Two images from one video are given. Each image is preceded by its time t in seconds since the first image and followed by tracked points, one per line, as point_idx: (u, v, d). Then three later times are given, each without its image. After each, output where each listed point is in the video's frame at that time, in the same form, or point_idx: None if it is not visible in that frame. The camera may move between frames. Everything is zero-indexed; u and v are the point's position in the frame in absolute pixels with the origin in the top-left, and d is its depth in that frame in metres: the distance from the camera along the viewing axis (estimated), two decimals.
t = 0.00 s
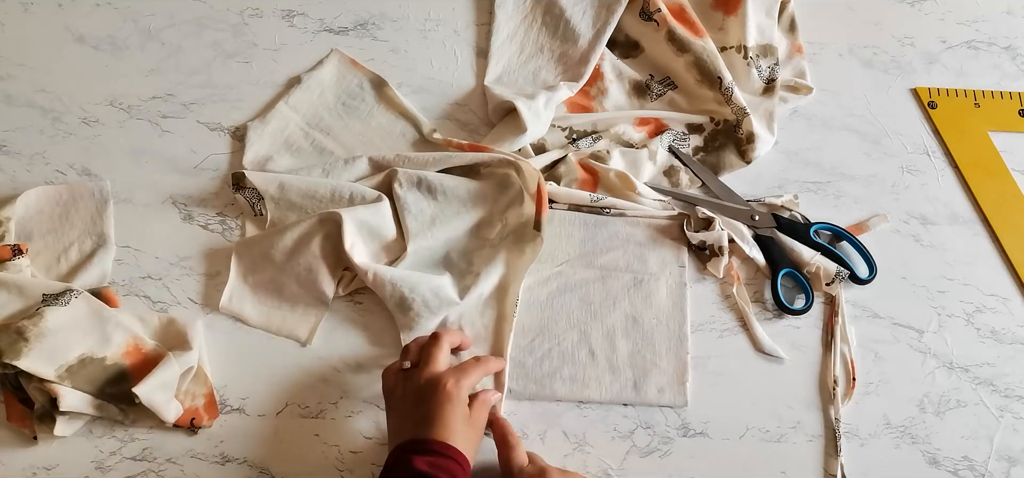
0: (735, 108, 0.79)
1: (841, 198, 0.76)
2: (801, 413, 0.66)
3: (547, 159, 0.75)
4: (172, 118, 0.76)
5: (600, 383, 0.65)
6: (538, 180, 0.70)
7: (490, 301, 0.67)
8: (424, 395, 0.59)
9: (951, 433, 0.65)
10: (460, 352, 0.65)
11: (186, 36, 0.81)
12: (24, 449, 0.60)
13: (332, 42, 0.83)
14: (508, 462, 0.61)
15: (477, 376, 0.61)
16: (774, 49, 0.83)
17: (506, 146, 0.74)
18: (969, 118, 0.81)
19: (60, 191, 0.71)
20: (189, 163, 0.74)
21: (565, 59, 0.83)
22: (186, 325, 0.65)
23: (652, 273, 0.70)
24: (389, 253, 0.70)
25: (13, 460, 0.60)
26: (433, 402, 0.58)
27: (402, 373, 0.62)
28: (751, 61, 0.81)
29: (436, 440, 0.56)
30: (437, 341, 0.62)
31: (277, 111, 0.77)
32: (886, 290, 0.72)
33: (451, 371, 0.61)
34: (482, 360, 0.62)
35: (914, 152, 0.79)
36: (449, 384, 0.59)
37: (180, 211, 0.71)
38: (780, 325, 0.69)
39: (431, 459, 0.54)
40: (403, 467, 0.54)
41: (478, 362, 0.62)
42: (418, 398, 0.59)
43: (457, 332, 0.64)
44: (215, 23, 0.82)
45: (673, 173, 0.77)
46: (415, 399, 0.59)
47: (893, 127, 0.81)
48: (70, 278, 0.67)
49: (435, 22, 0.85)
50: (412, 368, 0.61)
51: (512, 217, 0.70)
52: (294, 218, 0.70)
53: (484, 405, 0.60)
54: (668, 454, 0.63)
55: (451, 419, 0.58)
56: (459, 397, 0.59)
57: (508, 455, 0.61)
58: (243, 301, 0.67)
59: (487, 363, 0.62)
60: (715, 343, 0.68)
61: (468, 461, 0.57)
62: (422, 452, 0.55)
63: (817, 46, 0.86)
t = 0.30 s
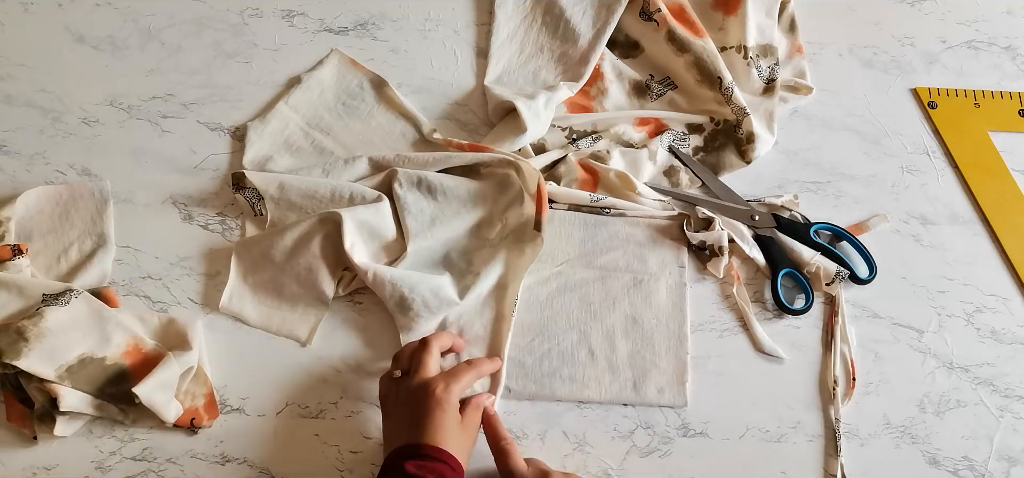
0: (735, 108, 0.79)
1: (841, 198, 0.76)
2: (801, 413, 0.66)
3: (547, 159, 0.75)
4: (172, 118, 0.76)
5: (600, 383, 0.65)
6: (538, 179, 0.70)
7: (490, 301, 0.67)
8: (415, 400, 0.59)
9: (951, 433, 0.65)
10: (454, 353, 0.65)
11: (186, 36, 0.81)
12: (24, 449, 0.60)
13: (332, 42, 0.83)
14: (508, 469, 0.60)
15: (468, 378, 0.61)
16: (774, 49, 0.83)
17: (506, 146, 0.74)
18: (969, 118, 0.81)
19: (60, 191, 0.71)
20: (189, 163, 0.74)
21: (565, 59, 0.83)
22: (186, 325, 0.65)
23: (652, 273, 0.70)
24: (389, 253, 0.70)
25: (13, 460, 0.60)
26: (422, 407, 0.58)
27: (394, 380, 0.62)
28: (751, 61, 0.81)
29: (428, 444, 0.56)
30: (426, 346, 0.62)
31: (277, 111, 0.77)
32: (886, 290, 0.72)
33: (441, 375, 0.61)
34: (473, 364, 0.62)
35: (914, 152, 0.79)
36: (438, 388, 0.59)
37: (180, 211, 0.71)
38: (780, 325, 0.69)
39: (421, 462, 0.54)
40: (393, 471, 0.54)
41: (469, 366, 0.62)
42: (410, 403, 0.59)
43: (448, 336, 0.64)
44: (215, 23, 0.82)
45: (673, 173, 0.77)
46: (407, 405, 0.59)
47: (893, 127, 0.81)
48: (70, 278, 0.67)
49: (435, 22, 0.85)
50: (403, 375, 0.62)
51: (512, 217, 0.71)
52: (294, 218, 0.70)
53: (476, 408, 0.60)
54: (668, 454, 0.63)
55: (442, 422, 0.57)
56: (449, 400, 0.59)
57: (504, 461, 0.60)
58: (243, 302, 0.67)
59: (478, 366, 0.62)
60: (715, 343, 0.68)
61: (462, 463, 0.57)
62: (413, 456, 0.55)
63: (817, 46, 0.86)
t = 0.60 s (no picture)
0: (735, 108, 0.78)
1: (841, 198, 0.76)
2: (801, 413, 0.66)
3: (547, 159, 0.75)
4: (172, 118, 0.76)
5: (600, 383, 0.65)
6: (538, 179, 0.70)
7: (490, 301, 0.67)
8: (412, 403, 0.59)
9: (951, 433, 0.65)
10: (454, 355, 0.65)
11: (186, 36, 0.81)
12: (24, 450, 0.60)
13: (332, 42, 0.83)
14: (511, 460, 0.61)
15: (467, 385, 0.61)
16: (774, 49, 0.83)
17: (506, 146, 0.74)
18: (969, 118, 0.81)
19: (60, 191, 0.71)
20: (189, 163, 0.74)
21: (565, 59, 0.83)
22: (186, 325, 0.65)
23: (652, 273, 0.70)
24: (389, 253, 0.70)
25: (13, 460, 0.60)
26: (420, 411, 0.58)
27: (393, 382, 0.62)
28: (751, 61, 0.81)
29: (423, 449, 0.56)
30: (426, 350, 0.62)
31: (277, 111, 0.77)
32: (886, 290, 0.72)
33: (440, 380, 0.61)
34: (472, 370, 0.62)
35: (914, 152, 0.79)
36: (437, 394, 0.60)
37: (180, 211, 0.71)
38: (780, 325, 0.69)
39: (415, 466, 0.55)
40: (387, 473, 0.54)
41: (469, 372, 0.62)
42: (408, 406, 0.59)
43: (448, 340, 0.64)
44: (215, 23, 0.82)
45: (673, 173, 0.77)
46: (404, 408, 0.60)
47: (893, 127, 0.81)
48: (70, 278, 0.67)
49: (435, 22, 0.85)
50: (402, 378, 0.62)
51: (512, 216, 0.71)
52: (294, 218, 0.70)
53: (463, 412, 0.62)
54: (668, 454, 0.63)
55: (438, 427, 0.58)
56: (447, 406, 0.59)
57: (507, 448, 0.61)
58: (243, 302, 0.67)
59: (477, 371, 0.62)
60: (715, 343, 0.68)
61: (455, 469, 0.57)
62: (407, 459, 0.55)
63: (817, 47, 0.86)
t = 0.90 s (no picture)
0: (736, 108, 0.78)
1: (841, 198, 0.76)
2: (801, 413, 0.66)
3: (548, 159, 0.75)
4: (172, 118, 0.76)
5: (600, 383, 0.65)
6: (538, 179, 0.70)
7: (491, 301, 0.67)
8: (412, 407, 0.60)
9: (951, 433, 0.65)
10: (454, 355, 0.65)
11: (186, 36, 0.81)
12: (24, 450, 0.60)
13: (332, 42, 0.83)
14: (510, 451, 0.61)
15: (467, 387, 0.61)
16: (774, 49, 0.83)
17: (506, 146, 0.74)
18: (969, 118, 0.81)
19: (60, 191, 0.71)
20: (189, 163, 0.74)
21: (565, 59, 0.83)
22: (186, 325, 0.65)
23: (652, 273, 0.70)
24: (389, 253, 0.70)
25: (13, 460, 0.60)
26: (419, 415, 0.59)
27: (393, 384, 0.62)
28: (751, 61, 0.81)
29: (422, 453, 0.57)
30: (426, 352, 0.62)
31: (277, 111, 0.77)
32: (886, 290, 0.71)
33: (440, 382, 0.62)
34: (472, 371, 0.62)
35: (914, 153, 0.79)
36: (437, 398, 0.60)
37: (180, 211, 0.71)
38: (780, 325, 0.69)
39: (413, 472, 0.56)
40: None
41: (468, 373, 0.62)
42: (407, 409, 0.60)
43: (447, 340, 0.64)
44: (215, 23, 0.82)
45: (673, 173, 0.77)
46: (403, 411, 0.60)
47: (893, 127, 0.81)
48: (70, 278, 0.67)
49: (435, 22, 0.85)
50: (402, 380, 0.62)
51: (512, 216, 0.71)
52: (294, 218, 0.70)
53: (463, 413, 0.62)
54: (668, 454, 0.63)
55: (437, 431, 0.59)
56: (446, 410, 0.60)
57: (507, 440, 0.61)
58: (243, 302, 0.67)
59: (477, 373, 0.62)
60: (715, 343, 0.68)
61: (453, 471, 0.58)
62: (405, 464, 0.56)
63: (817, 46, 0.86)
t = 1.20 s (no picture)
0: (735, 108, 0.78)
1: (841, 198, 0.76)
2: (801, 413, 0.66)
3: (547, 159, 0.75)
4: (172, 118, 0.76)
5: (600, 383, 0.65)
6: (538, 179, 0.70)
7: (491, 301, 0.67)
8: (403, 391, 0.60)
9: (951, 433, 0.65)
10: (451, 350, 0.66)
11: (186, 36, 0.81)
12: (24, 450, 0.60)
13: (332, 42, 0.83)
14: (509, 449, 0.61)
15: (456, 371, 0.62)
16: (774, 49, 0.83)
17: (506, 146, 0.74)
18: (969, 118, 0.81)
19: (60, 191, 0.71)
20: (189, 163, 0.74)
21: (565, 59, 0.83)
22: (186, 325, 0.65)
23: (652, 273, 0.70)
24: (389, 253, 0.70)
25: (13, 460, 0.60)
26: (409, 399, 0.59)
27: (385, 373, 0.63)
28: (751, 61, 0.81)
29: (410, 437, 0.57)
30: (415, 340, 0.63)
31: (277, 111, 0.77)
32: (886, 290, 0.71)
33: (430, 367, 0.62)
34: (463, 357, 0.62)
35: (914, 153, 0.79)
36: (426, 381, 0.60)
37: (180, 211, 0.71)
38: (780, 325, 0.69)
39: (404, 453, 0.56)
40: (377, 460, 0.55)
41: (459, 360, 0.62)
42: (398, 395, 0.60)
43: (439, 329, 0.64)
44: (215, 23, 0.82)
45: (673, 173, 0.77)
46: (395, 396, 0.60)
47: (893, 127, 0.81)
48: (70, 278, 0.67)
49: (435, 22, 0.85)
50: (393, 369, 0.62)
51: (512, 216, 0.71)
52: (294, 218, 0.70)
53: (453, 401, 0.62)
54: (668, 455, 0.63)
55: (429, 413, 0.59)
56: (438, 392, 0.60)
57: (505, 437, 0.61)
58: (243, 302, 0.67)
59: (467, 356, 0.63)
60: (715, 343, 0.68)
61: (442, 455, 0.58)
62: (397, 446, 0.56)
63: (817, 46, 0.86)
